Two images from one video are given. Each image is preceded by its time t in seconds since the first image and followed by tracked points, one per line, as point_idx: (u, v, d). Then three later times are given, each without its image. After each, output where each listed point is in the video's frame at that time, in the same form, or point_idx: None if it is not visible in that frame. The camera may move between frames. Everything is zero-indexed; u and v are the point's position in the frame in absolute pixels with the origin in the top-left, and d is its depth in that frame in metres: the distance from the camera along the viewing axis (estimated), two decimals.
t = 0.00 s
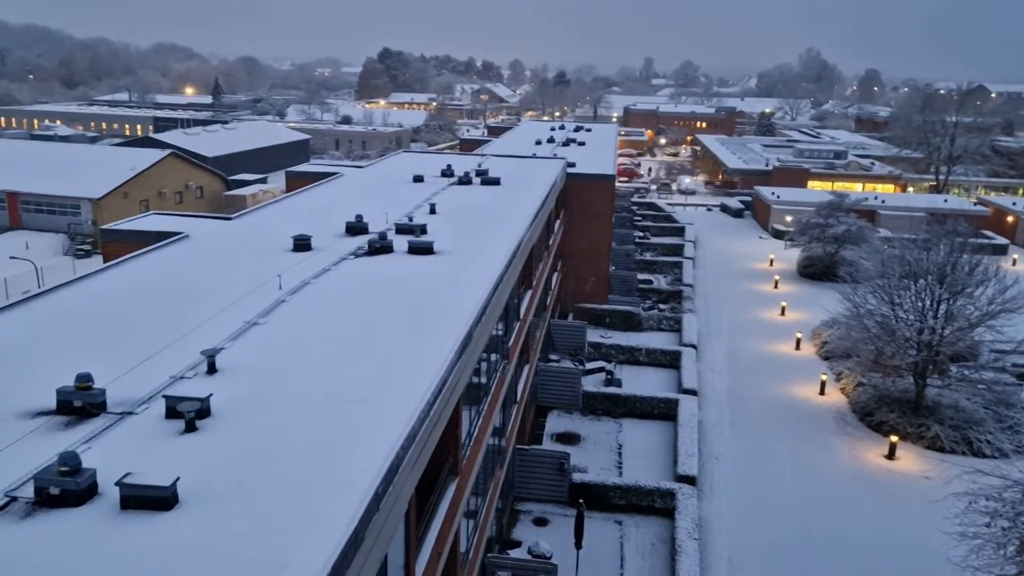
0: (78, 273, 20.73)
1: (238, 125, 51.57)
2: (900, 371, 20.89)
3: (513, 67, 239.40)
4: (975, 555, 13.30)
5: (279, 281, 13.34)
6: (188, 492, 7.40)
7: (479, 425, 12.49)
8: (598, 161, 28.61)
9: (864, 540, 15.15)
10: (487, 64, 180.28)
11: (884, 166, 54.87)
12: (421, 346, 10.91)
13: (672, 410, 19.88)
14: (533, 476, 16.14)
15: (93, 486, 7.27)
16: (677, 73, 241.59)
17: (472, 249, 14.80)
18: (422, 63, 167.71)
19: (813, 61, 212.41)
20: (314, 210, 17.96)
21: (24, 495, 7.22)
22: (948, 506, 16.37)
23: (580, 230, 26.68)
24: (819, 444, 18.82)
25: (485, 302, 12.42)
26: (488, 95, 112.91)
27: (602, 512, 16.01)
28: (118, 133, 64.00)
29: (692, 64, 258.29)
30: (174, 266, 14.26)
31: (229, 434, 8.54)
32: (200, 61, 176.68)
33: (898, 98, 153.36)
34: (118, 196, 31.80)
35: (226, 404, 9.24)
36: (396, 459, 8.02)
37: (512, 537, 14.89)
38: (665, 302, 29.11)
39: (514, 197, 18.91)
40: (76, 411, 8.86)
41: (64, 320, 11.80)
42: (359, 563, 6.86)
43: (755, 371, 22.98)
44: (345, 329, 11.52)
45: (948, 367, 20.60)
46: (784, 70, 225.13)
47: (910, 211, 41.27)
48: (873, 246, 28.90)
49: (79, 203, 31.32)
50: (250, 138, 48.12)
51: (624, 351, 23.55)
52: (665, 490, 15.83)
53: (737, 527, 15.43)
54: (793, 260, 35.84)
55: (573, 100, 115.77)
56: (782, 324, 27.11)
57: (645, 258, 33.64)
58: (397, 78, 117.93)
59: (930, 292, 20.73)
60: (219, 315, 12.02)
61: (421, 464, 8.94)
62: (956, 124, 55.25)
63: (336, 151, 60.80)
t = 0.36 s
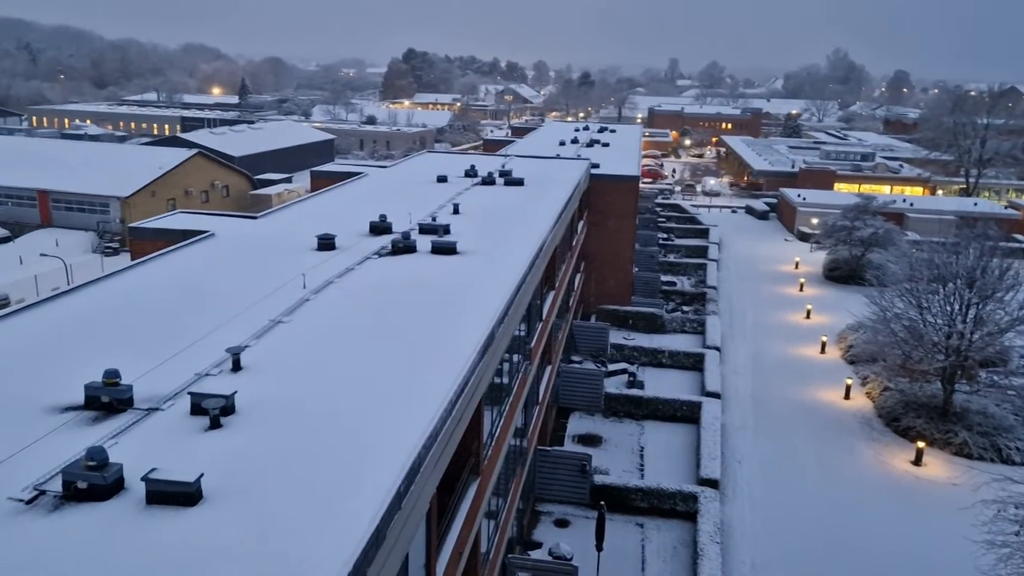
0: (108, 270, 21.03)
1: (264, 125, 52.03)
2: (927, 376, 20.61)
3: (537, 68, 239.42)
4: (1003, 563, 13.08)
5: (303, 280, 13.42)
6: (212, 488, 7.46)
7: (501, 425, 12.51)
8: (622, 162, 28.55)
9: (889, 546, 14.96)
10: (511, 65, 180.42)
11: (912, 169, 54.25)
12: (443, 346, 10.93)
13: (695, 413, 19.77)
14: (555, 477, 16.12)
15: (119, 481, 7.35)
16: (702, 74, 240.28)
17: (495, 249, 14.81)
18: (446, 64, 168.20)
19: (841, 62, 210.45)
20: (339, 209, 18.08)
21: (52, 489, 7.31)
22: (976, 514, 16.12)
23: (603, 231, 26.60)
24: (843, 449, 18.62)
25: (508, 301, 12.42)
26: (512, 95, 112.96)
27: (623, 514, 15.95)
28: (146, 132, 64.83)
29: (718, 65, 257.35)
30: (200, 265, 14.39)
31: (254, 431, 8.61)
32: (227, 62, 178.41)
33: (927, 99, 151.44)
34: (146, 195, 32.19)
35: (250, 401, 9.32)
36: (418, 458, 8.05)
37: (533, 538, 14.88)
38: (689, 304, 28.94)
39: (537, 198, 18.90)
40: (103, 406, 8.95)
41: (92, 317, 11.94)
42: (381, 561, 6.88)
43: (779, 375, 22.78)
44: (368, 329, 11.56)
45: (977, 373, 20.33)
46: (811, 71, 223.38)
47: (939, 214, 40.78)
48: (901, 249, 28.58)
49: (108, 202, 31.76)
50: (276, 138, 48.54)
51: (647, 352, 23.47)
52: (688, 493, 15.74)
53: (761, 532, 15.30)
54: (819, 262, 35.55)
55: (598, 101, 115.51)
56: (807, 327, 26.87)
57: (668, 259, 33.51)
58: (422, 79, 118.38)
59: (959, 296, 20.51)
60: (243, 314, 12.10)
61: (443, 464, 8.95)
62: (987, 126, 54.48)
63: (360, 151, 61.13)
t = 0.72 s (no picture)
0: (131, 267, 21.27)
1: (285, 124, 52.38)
2: (950, 381, 20.38)
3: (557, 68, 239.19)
4: None
5: (323, 278, 13.49)
6: (232, 484, 7.50)
7: (518, 425, 12.50)
8: (642, 163, 28.47)
9: (909, 553, 14.79)
10: (531, 65, 180.34)
11: (937, 171, 53.63)
12: (461, 345, 10.95)
13: (714, 416, 19.66)
14: (572, 478, 16.09)
15: (140, 476, 7.41)
16: (723, 75, 238.84)
17: (514, 250, 14.81)
18: (465, 64, 168.46)
19: (864, 64, 208.40)
20: (359, 209, 18.15)
21: (74, 483, 7.39)
22: (999, 521, 15.90)
23: (622, 232, 26.54)
24: (863, 454, 18.44)
25: (526, 302, 12.42)
26: (532, 96, 112.87)
27: (640, 517, 15.89)
28: (169, 131, 65.40)
29: (739, 66, 255.94)
30: (221, 262, 14.49)
31: (274, 428, 8.66)
32: (249, 61, 179.77)
33: (953, 101, 149.68)
34: (168, 193, 32.52)
35: (269, 398, 9.37)
36: (436, 457, 8.05)
37: (550, 539, 14.86)
38: (708, 306, 28.78)
39: (556, 198, 18.88)
40: (125, 402, 9.04)
41: (113, 314, 12.06)
42: (398, 559, 6.89)
43: (799, 378, 22.59)
44: (387, 328, 11.58)
45: (1001, 378, 20.08)
46: (833, 72, 221.38)
47: (964, 217, 40.30)
48: (925, 252, 28.27)
49: (130, 200, 32.08)
50: (296, 137, 48.84)
51: (666, 354, 23.37)
52: (706, 496, 15.65)
53: (779, 536, 15.18)
54: (840, 265, 35.25)
55: (618, 102, 115.19)
56: (828, 331, 26.63)
57: (688, 261, 33.37)
58: (442, 79, 118.64)
59: (983, 301, 20.31)
60: (263, 312, 12.18)
61: (461, 464, 8.94)
62: (1014, 129, 53.79)
63: (380, 151, 61.35)
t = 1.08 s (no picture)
0: (156, 264, 21.49)
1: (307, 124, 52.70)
2: (975, 387, 20.11)
3: (578, 68, 238.90)
4: None
5: (343, 278, 13.55)
6: (252, 482, 7.55)
7: (536, 426, 12.48)
8: (663, 164, 28.37)
9: (931, 561, 14.61)
10: (552, 65, 180.04)
11: (963, 174, 52.97)
12: (481, 345, 10.94)
13: (733, 419, 19.54)
14: (590, 480, 16.05)
15: (162, 471, 7.47)
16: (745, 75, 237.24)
17: (534, 251, 14.78)
18: (488, 64, 168.71)
19: (888, 65, 206.29)
20: (381, 208, 18.22)
21: (96, 478, 7.45)
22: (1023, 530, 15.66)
23: (643, 233, 26.44)
24: (885, 460, 18.24)
25: (546, 303, 12.40)
26: (553, 96, 112.75)
27: (659, 519, 15.83)
28: (192, 130, 66.01)
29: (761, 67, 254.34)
30: (243, 261, 14.60)
31: (295, 426, 8.70)
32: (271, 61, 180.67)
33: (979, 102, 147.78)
34: (191, 192, 32.84)
35: (290, 396, 9.42)
36: (454, 458, 8.05)
37: (567, 540, 14.84)
38: (729, 309, 28.61)
39: (577, 199, 18.86)
40: (148, 399, 9.13)
41: (137, 311, 12.17)
42: (416, 559, 6.89)
43: (821, 383, 22.39)
44: (407, 328, 11.61)
45: None
46: (857, 72, 219.35)
47: (990, 221, 39.78)
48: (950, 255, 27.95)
49: (154, 198, 32.43)
50: (318, 136, 49.13)
51: (686, 356, 23.29)
52: (725, 499, 15.56)
53: (798, 541, 15.05)
54: (863, 268, 34.95)
55: (639, 102, 114.80)
56: (851, 335, 26.37)
57: (708, 263, 33.22)
58: (463, 79, 118.92)
59: (1009, 305, 20.07)
60: (284, 310, 12.24)
61: (479, 463, 8.95)
62: None
63: (401, 151, 61.56)
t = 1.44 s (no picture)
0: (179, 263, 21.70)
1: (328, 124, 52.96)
2: (1000, 391, 19.89)
3: (598, 68, 238.36)
4: None
5: (363, 277, 13.61)
6: (272, 480, 7.59)
7: (555, 426, 12.45)
8: (684, 164, 28.24)
9: (954, 566, 14.41)
10: (572, 65, 179.73)
11: (990, 174, 52.25)
12: (501, 345, 10.94)
13: (754, 421, 19.41)
14: (609, 481, 15.99)
15: (183, 468, 7.54)
16: (771, 74, 235.97)
17: (554, 251, 14.75)
18: (508, 64, 168.76)
19: (913, 64, 204.01)
20: (401, 208, 18.26)
21: (119, 474, 7.52)
22: None
23: (663, 234, 26.33)
24: (908, 463, 18.02)
25: (565, 303, 12.37)
26: (573, 96, 112.50)
27: (679, 521, 15.74)
28: (214, 130, 66.59)
29: (784, 66, 252.88)
30: (264, 260, 14.69)
31: (313, 425, 8.73)
32: (293, 61, 181.94)
33: (1006, 102, 145.71)
34: (213, 191, 33.13)
35: (310, 395, 9.45)
36: (473, 457, 8.05)
37: (586, 541, 14.80)
38: (750, 310, 28.41)
39: (597, 199, 18.82)
40: (170, 396, 9.21)
41: (160, 310, 12.29)
42: (434, 559, 6.89)
43: (844, 385, 22.16)
44: (427, 327, 11.62)
45: None
46: (881, 71, 217.13)
47: (1017, 222, 39.17)
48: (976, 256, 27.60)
49: (177, 198, 32.73)
50: (339, 136, 49.38)
51: (706, 357, 23.17)
52: (745, 501, 15.46)
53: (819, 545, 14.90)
54: (887, 270, 34.58)
55: (660, 102, 114.30)
56: (873, 337, 26.10)
57: (729, 264, 33.02)
58: (484, 79, 119.08)
59: None
60: (304, 309, 12.30)
61: (497, 464, 8.93)
62: None
63: (421, 151, 61.76)
